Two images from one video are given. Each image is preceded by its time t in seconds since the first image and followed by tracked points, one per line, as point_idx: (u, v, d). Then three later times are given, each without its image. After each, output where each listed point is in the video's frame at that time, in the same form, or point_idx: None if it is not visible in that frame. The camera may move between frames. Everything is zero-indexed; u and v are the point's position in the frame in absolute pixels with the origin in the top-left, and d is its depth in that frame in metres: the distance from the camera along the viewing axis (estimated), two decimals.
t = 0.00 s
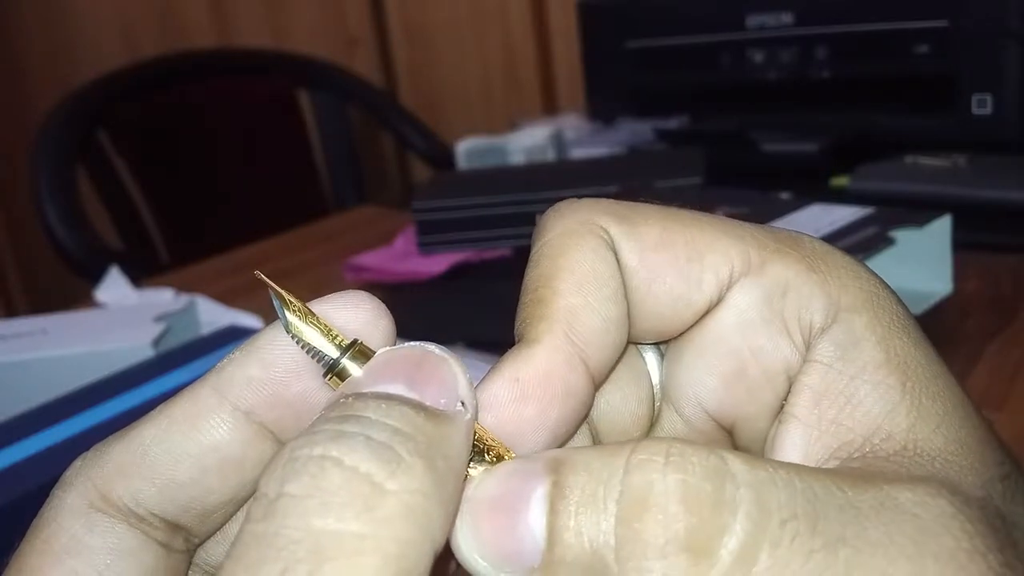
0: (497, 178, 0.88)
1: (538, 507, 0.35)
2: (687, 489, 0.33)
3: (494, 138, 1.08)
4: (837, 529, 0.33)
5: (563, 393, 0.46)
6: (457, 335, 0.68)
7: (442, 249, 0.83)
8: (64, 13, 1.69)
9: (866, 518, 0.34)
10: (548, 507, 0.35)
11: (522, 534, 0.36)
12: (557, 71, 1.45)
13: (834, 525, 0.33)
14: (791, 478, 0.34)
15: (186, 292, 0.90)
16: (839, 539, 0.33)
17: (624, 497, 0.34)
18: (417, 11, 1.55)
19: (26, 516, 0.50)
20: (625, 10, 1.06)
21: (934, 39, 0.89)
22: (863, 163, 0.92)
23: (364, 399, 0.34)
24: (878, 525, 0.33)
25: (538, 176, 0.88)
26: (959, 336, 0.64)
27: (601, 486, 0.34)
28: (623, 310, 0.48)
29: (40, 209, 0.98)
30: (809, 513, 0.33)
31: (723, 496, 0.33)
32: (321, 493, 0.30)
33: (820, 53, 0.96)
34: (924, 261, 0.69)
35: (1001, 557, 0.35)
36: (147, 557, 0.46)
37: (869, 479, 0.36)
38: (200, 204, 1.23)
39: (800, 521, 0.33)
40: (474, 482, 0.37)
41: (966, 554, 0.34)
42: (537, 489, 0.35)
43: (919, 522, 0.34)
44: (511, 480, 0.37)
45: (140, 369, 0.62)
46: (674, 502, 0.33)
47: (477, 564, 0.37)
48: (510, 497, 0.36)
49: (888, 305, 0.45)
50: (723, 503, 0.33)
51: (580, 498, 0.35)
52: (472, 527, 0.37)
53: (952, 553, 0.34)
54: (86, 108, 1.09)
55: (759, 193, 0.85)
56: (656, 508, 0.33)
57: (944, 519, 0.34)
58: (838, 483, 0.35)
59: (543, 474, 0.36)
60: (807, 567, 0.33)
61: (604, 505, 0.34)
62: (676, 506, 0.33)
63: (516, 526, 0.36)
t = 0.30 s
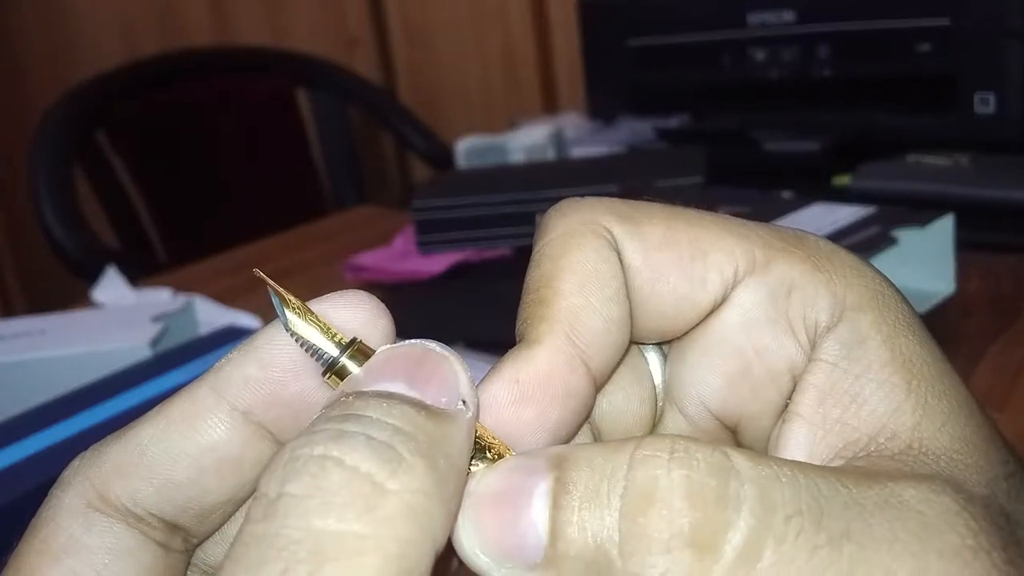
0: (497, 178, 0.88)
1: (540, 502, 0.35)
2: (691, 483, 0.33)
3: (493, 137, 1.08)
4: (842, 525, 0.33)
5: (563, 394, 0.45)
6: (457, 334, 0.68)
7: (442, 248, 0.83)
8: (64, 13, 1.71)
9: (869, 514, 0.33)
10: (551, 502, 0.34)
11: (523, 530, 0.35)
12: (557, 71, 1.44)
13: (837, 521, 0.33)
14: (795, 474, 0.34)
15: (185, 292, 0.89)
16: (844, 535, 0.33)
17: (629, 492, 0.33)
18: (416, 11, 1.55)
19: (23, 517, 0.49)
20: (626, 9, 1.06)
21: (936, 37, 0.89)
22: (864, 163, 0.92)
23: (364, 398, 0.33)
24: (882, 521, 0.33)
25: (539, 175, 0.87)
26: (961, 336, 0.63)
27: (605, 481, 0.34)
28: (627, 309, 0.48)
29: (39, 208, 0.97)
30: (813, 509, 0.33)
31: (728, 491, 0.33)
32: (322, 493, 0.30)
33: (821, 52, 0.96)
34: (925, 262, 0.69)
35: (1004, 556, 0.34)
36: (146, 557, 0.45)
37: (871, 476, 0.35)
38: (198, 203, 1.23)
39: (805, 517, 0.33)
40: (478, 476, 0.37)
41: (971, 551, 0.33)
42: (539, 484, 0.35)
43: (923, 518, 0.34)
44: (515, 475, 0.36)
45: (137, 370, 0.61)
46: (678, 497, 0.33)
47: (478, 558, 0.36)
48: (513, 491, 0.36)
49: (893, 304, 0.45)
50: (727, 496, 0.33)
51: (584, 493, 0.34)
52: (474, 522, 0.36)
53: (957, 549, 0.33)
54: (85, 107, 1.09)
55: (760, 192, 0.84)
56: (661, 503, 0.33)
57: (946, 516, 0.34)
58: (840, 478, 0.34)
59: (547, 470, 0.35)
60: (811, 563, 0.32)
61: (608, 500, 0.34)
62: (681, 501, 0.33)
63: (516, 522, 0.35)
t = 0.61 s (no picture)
0: (497, 178, 0.88)
1: (538, 508, 0.35)
2: (687, 493, 0.33)
3: (493, 137, 1.08)
4: (838, 533, 0.33)
5: (564, 393, 0.45)
6: (457, 335, 0.68)
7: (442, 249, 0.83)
8: (64, 13, 1.72)
9: (866, 521, 0.33)
10: (547, 509, 0.34)
11: (521, 537, 0.35)
12: (557, 71, 1.45)
13: (834, 530, 0.33)
14: (792, 481, 0.34)
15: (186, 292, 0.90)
16: (840, 543, 0.33)
17: (625, 502, 0.34)
18: (416, 11, 1.55)
19: (24, 518, 0.49)
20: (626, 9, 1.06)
21: (935, 38, 0.89)
22: (863, 163, 0.92)
23: (362, 398, 0.33)
24: (879, 528, 0.33)
25: (539, 175, 0.88)
26: (960, 336, 0.64)
27: (602, 488, 0.34)
28: (628, 308, 0.48)
29: (39, 208, 0.97)
30: (810, 517, 0.33)
31: (723, 502, 0.33)
32: (320, 493, 0.30)
33: (821, 53, 0.96)
34: (924, 262, 0.69)
35: (1002, 559, 0.35)
36: (147, 557, 0.45)
37: (870, 481, 0.36)
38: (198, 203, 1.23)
39: (800, 526, 0.33)
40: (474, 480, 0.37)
41: (969, 557, 0.34)
42: (536, 490, 0.35)
43: (921, 525, 0.34)
44: (513, 480, 0.36)
45: (138, 370, 0.61)
46: (675, 508, 0.33)
47: (476, 564, 0.36)
48: (510, 496, 0.36)
49: (893, 306, 0.45)
50: (723, 506, 0.33)
51: (580, 499, 0.34)
52: (470, 530, 0.36)
53: (955, 555, 0.33)
54: (85, 107, 1.09)
55: (760, 193, 0.84)
56: (657, 513, 0.33)
57: (944, 522, 0.34)
58: (838, 485, 0.35)
59: (543, 476, 0.35)
60: (808, 572, 0.32)
61: (604, 508, 0.34)
62: (677, 512, 0.33)
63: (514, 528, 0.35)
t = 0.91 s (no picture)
0: (496, 178, 0.88)
1: (532, 518, 0.35)
2: (681, 509, 0.34)
3: (493, 137, 1.08)
4: (832, 546, 0.33)
5: (564, 390, 0.45)
6: (456, 335, 0.68)
7: (442, 248, 0.83)
8: (64, 14, 1.72)
9: (861, 533, 0.34)
10: (541, 522, 0.35)
11: (515, 546, 0.35)
12: (557, 71, 1.45)
13: (828, 543, 0.33)
14: (787, 492, 0.34)
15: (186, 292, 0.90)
16: (834, 556, 0.33)
17: (618, 518, 0.34)
18: (417, 11, 1.55)
19: (24, 518, 0.49)
20: (626, 9, 1.06)
21: (935, 38, 0.89)
22: (863, 163, 0.92)
23: (358, 399, 0.34)
24: (873, 540, 0.34)
25: (538, 175, 0.88)
26: (960, 336, 0.64)
27: (596, 501, 0.34)
28: (626, 306, 0.48)
29: (39, 208, 0.97)
30: (804, 531, 0.33)
31: (716, 518, 0.34)
32: (314, 492, 0.30)
33: (820, 53, 0.96)
34: (924, 262, 0.69)
35: (997, 564, 0.35)
36: (149, 557, 0.45)
37: (865, 489, 0.36)
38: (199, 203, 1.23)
39: (794, 540, 0.33)
40: (468, 489, 0.36)
41: (961, 566, 0.34)
42: (531, 499, 0.35)
43: (914, 536, 0.34)
44: (508, 488, 0.36)
45: (138, 370, 0.61)
46: (667, 525, 0.34)
47: (468, 571, 0.36)
48: (505, 505, 0.35)
49: (893, 306, 0.45)
50: (716, 524, 0.34)
51: (574, 511, 0.34)
52: (464, 536, 0.36)
53: (949, 564, 0.34)
54: (85, 108, 1.09)
55: (760, 193, 0.84)
56: (651, 530, 0.34)
57: (939, 531, 0.35)
58: (834, 496, 0.35)
59: (538, 485, 0.35)
60: None
61: (598, 523, 0.34)
62: (670, 529, 0.34)
63: (509, 537, 0.35)
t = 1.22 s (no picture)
0: (495, 179, 0.88)
1: (522, 531, 0.35)
2: (667, 530, 0.34)
3: (493, 137, 1.08)
4: (819, 562, 0.34)
5: (564, 387, 0.46)
6: (455, 335, 0.68)
7: (442, 248, 0.83)
8: (64, 13, 1.72)
9: (850, 547, 0.34)
10: (531, 536, 0.35)
11: (505, 559, 0.35)
12: (557, 71, 1.45)
13: (816, 558, 0.34)
14: (777, 506, 0.35)
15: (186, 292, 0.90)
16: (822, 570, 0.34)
17: (606, 537, 0.34)
18: (417, 11, 1.55)
19: (23, 519, 0.49)
20: (626, 9, 1.06)
21: (935, 38, 0.89)
22: (863, 163, 0.92)
23: (350, 402, 0.34)
24: (861, 553, 0.34)
25: (538, 176, 0.88)
26: (959, 336, 0.64)
27: (585, 518, 0.35)
28: (625, 302, 0.48)
29: (39, 209, 0.98)
30: (791, 546, 0.34)
31: (705, 536, 0.34)
32: (302, 491, 0.30)
33: (820, 53, 0.96)
34: (924, 262, 0.69)
35: None
36: (151, 559, 0.45)
37: (853, 501, 0.36)
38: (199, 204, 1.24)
39: (781, 558, 0.34)
40: (459, 500, 0.37)
41: None
42: (521, 513, 0.35)
43: (903, 549, 0.35)
44: (497, 500, 0.36)
45: (138, 370, 0.61)
46: (655, 544, 0.34)
47: None
48: (494, 518, 0.35)
49: (889, 312, 0.45)
50: (704, 542, 0.34)
51: (563, 527, 0.35)
52: (454, 545, 0.36)
53: None
54: (86, 108, 1.09)
55: (760, 193, 0.84)
56: (637, 550, 0.34)
57: (927, 543, 0.35)
58: (823, 507, 0.35)
59: (528, 499, 0.36)
60: None
61: (587, 541, 0.34)
62: (657, 549, 0.34)
63: (500, 551, 0.36)
